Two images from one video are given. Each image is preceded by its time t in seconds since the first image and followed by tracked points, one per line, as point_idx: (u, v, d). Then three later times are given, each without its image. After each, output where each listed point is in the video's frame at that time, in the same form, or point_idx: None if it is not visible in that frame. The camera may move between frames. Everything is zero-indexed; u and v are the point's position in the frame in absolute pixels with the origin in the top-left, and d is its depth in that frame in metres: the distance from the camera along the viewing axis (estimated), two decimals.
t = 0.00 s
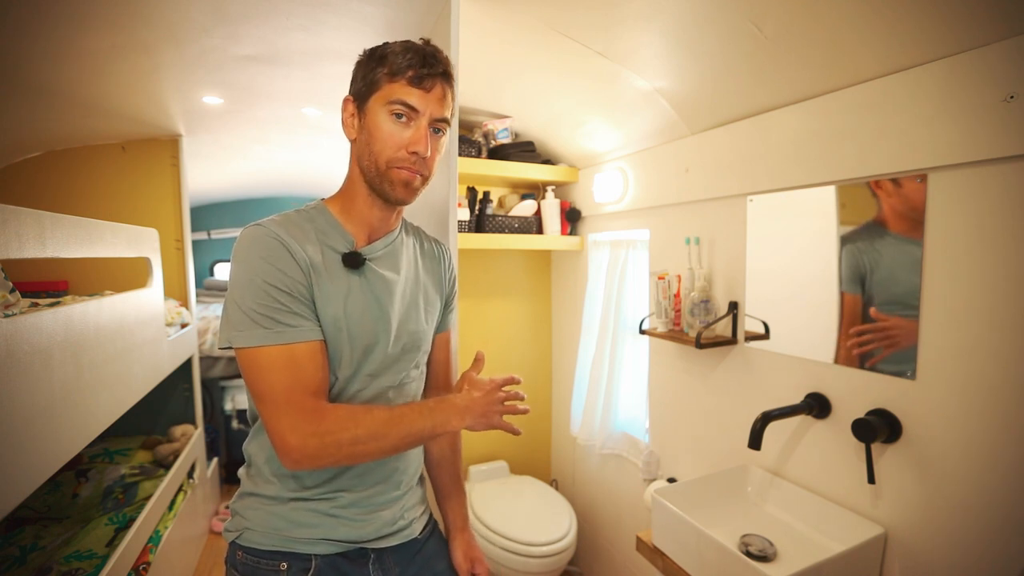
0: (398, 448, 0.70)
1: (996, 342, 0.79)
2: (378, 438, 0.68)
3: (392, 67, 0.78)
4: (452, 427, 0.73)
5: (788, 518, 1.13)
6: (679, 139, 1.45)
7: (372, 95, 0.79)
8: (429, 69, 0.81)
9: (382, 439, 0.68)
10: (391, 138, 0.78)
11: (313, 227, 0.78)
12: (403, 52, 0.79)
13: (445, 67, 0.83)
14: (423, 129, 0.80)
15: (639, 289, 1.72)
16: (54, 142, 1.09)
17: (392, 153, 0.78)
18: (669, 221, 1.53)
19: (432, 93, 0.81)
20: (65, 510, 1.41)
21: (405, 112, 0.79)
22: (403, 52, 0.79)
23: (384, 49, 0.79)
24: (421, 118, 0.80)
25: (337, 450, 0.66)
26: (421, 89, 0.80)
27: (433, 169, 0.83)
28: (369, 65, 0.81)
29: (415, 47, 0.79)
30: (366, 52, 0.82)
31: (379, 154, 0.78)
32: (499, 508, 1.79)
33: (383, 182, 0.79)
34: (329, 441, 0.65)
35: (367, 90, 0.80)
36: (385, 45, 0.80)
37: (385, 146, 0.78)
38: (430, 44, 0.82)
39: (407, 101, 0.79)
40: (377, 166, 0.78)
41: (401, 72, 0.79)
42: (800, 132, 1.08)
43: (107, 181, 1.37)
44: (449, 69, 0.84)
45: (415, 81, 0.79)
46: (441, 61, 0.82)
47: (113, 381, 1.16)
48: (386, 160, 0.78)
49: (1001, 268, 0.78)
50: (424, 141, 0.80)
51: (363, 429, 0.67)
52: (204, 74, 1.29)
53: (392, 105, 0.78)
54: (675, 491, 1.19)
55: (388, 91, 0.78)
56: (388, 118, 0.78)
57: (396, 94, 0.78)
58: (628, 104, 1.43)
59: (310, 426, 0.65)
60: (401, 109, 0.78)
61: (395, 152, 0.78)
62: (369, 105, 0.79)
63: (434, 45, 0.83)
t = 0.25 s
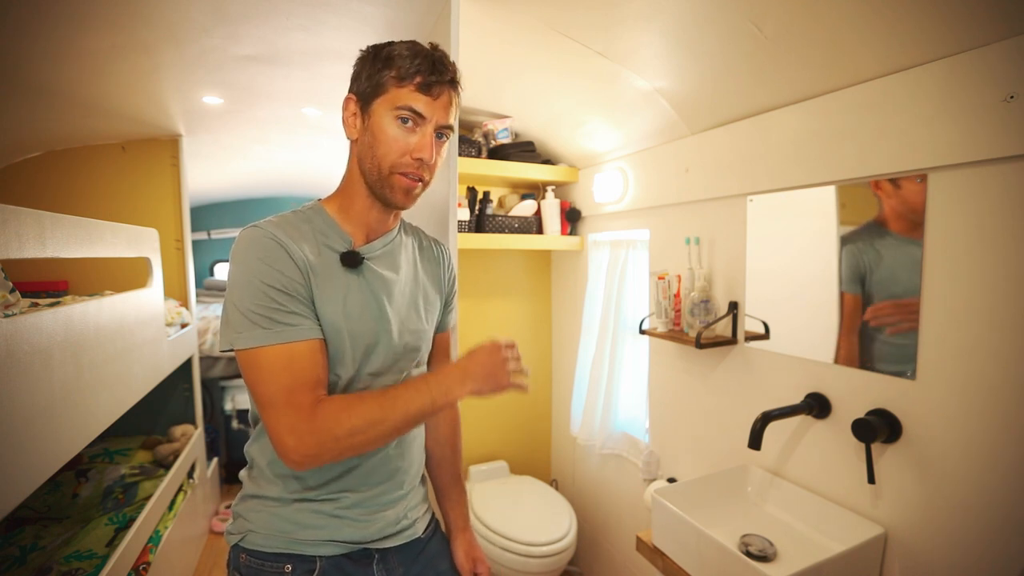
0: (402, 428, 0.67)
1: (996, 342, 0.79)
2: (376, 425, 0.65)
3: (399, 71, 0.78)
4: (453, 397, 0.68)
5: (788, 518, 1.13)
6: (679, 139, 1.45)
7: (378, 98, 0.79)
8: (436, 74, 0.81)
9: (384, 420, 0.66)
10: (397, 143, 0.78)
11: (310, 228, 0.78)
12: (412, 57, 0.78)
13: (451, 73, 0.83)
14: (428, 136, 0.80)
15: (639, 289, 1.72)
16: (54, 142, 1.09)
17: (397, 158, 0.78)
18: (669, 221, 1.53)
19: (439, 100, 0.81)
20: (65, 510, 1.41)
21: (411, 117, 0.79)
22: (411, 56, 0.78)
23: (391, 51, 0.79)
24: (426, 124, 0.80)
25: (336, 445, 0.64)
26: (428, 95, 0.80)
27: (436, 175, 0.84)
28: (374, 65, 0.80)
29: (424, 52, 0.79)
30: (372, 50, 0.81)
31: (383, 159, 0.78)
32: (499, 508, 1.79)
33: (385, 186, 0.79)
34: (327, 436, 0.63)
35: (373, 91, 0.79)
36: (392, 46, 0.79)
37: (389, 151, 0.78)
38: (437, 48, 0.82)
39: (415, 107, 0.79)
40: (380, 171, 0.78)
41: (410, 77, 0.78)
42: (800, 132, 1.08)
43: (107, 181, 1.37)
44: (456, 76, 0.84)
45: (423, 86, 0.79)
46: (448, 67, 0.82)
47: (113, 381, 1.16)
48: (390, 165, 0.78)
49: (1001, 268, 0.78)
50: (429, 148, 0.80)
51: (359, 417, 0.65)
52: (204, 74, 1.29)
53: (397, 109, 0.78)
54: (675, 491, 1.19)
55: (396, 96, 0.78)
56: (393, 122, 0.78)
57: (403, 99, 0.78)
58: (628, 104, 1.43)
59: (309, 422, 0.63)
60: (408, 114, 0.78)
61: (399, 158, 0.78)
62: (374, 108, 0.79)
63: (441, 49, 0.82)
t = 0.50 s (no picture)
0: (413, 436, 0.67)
1: (997, 342, 0.79)
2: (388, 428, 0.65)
3: (398, 67, 0.78)
4: (466, 406, 0.69)
5: (788, 518, 1.13)
6: (679, 139, 1.45)
7: (375, 95, 0.79)
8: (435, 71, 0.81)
9: (393, 434, 0.65)
10: (393, 140, 0.78)
11: (315, 225, 0.77)
12: (411, 54, 0.78)
13: (450, 69, 0.83)
14: (425, 133, 0.80)
15: (639, 289, 1.72)
16: (54, 142, 1.09)
17: (393, 155, 0.78)
18: (669, 221, 1.53)
19: (437, 97, 0.81)
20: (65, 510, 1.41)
21: (408, 115, 0.79)
22: (410, 53, 0.78)
23: (390, 47, 0.79)
24: (424, 121, 0.80)
25: (354, 442, 0.63)
26: (426, 93, 0.80)
27: (434, 173, 0.84)
28: (373, 61, 0.80)
29: (423, 49, 0.79)
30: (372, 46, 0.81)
31: (379, 156, 0.78)
32: (499, 508, 1.79)
33: (382, 183, 0.79)
34: (342, 435, 0.63)
35: (372, 88, 0.79)
36: (391, 43, 0.79)
37: (386, 148, 0.78)
38: (436, 45, 0.81)
39: (412, 104, 0.79)
40: (377, 168, 0.78)
41: (407, 74, 0.78)
42: (800, 132, 1.08)
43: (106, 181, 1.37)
44: (455, 73, 0.84)
45: (421, 84, 0.79)
46: (447, 63, 0.82)
47: (113, 381, 1.16)
48: (387, 163, 0.78)
49: (1001, 268, 0.78)
50: (426, 146, 0.80)
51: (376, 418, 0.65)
52: (204, 74, 1.29)
53: (394, 106, 0.78)
54: (675, 491, 1.19)
55: (393, 93, 0.78)
56: (390, 119, 0.78)
57: (401, 96, 0.78)
58: (628, 104, 1.43)
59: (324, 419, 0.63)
60: (404, 112, 0.79)
61: (396, 156, 0.78)
62: (372, 105, 0.79)
63: (441, 45, 0.82)
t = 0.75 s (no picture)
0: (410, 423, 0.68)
1: (997, 342, 0.79)
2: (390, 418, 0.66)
3: (410, 71, 0.77)
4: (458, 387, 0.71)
5: (788, 518, 1.13)
6: (679, 139, 1.45)
7: (387, 99, 0.77)
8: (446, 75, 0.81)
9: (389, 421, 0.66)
10: (405, 145, 0.78)
11: (318, 226, 0.77)
12: (422, 57, 0.78)
13: (461, 73, 0.83)
14: (438, 138, 0.80)
15: (639, 290, 1.72)
16: (54, 142, 1.09)
17: (406, 160, 0.77)
18: (669, 221, 1.53)
19: (448, 101, 0.81)
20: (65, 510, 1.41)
21: (421, 120, 0.78)
22: (421, 56, 0.78)
23: (400, 50, 0.78)
24: (436, 126, 0.80)
25: (357, 438, 0.65)
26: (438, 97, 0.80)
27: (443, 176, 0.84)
28: (382, 64, 0.79)
29: (434, 53, 0.78)
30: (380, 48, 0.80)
31: (393, 161, 0.77)
32: (499, 508, 1.79)
33: (393, 187, 0.79)
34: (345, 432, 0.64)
35: (382, 91, 0.78)
36: (401, 45, 0.78)
37: (399, 152, 0.77)
38: (445, 48, 0.81)
39: (426, 109, 0.78)
40: (389, 172, 0.78)
41: (420, 79, 0.78)
42: (800, 132, 1.08)
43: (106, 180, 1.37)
44: (463, 75, 0.84)
45: (434, 89, 0.79)
46: (458, 67, 0.82)
47: (113, 381, 1.16)
48: (400, 167, 0.78)
49: (1001, 268, 0.78)
50: (439, 151, 0.80)
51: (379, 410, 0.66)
52: (204, 74, 1.29)
53: (408, 110, 0.77)
54: (675, 491, 1.19)
55: (405, 97, 0.77)
56: (403, 123, 0.77)
57: (414, 100, 0.77)
58: (628, 104, 1.43)
59: (328, 420, 0.64)
60: (417, 116, 0.78)
61: (409, 161, 0.78)
62: (382, 107, 0.78)
63: (450, 49, 0.82)
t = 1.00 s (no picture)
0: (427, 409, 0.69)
1: (997, 342, 0.79)
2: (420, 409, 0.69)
3: (451, 87, 0.77)
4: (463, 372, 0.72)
5: (788, 518, 1.13)
6: (679, 139, 1.45)
7: (431, 111, 0.76)
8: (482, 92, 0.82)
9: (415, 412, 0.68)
10: (443, 158, 0.78)
11: (329, 226, 0.76)
12: (466, 74, 0.78)
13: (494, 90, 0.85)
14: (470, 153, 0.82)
15: (639, 290, 1.72)
16: (54, 142, 1.09)
17: (442, 175, 0.78)
18: (669, 221, 1.53)
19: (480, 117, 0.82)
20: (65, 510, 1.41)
21: (459, 135, 0.79)
22: (463, 74, 0.78)
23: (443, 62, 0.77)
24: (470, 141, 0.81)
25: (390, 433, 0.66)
26: (474, 114, 0.81)
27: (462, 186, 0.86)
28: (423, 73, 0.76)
29: (475, 71, 0.79)
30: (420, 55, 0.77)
31: (431, 174, 0.77)
32: (500, 508, 1.79)
33: (424, 199, 0.80)
34: (379, 428, 0.65)
35: (421, 103, 0.76)
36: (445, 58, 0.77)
37: (436, 166, 0.78)
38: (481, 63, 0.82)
39: (465, 125, 0.79)
40: (425, 186, 0.78)
41: (464, 95, 0.78)
42: (800, 132, 1.08)
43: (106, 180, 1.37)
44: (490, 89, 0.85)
45: (473, 106, 0.80)
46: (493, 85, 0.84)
47: (113, 381, 1.16)
48: (435, 181, 0.78)
49: (1000, 268, 0.78)
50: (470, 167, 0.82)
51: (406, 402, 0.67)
52: (204, 74, 1.29)
53: (448, 124, 0.77)
54: (675, 490, 1.19)
55: (449, 112, 0.77)
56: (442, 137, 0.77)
57: (456, 116, 0.77)
58: (628, 104, 1.43)
59: (360, 421, 0.65)
60: (458, 132, 0.78)
61: (444, 175, 0.79)
62: (422, 118, 0.76)
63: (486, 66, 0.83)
